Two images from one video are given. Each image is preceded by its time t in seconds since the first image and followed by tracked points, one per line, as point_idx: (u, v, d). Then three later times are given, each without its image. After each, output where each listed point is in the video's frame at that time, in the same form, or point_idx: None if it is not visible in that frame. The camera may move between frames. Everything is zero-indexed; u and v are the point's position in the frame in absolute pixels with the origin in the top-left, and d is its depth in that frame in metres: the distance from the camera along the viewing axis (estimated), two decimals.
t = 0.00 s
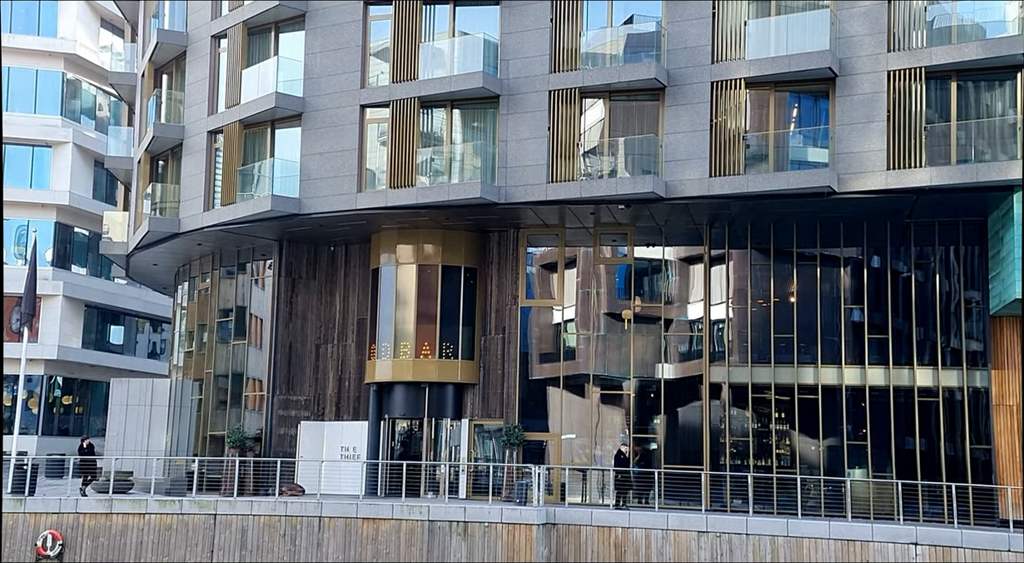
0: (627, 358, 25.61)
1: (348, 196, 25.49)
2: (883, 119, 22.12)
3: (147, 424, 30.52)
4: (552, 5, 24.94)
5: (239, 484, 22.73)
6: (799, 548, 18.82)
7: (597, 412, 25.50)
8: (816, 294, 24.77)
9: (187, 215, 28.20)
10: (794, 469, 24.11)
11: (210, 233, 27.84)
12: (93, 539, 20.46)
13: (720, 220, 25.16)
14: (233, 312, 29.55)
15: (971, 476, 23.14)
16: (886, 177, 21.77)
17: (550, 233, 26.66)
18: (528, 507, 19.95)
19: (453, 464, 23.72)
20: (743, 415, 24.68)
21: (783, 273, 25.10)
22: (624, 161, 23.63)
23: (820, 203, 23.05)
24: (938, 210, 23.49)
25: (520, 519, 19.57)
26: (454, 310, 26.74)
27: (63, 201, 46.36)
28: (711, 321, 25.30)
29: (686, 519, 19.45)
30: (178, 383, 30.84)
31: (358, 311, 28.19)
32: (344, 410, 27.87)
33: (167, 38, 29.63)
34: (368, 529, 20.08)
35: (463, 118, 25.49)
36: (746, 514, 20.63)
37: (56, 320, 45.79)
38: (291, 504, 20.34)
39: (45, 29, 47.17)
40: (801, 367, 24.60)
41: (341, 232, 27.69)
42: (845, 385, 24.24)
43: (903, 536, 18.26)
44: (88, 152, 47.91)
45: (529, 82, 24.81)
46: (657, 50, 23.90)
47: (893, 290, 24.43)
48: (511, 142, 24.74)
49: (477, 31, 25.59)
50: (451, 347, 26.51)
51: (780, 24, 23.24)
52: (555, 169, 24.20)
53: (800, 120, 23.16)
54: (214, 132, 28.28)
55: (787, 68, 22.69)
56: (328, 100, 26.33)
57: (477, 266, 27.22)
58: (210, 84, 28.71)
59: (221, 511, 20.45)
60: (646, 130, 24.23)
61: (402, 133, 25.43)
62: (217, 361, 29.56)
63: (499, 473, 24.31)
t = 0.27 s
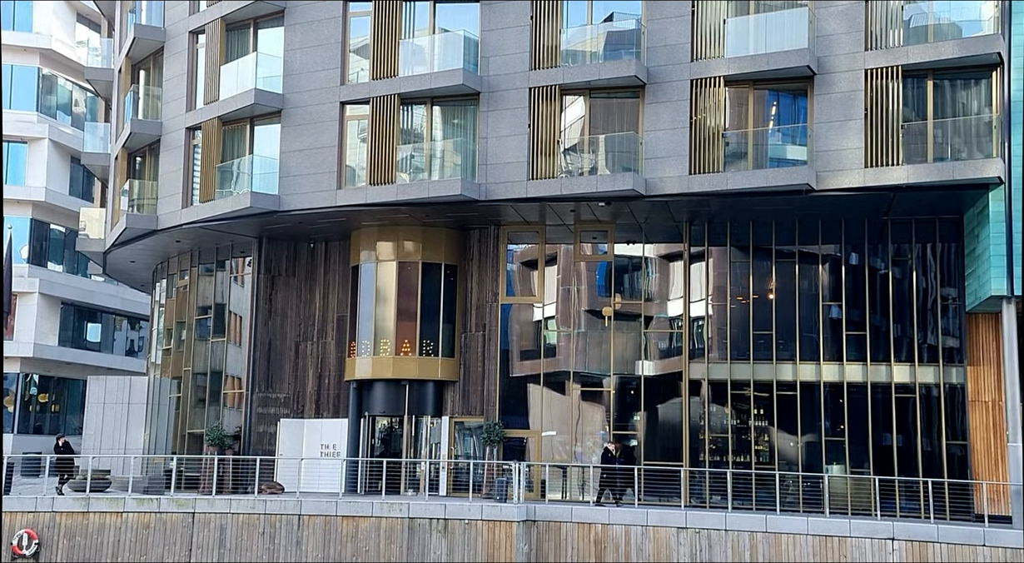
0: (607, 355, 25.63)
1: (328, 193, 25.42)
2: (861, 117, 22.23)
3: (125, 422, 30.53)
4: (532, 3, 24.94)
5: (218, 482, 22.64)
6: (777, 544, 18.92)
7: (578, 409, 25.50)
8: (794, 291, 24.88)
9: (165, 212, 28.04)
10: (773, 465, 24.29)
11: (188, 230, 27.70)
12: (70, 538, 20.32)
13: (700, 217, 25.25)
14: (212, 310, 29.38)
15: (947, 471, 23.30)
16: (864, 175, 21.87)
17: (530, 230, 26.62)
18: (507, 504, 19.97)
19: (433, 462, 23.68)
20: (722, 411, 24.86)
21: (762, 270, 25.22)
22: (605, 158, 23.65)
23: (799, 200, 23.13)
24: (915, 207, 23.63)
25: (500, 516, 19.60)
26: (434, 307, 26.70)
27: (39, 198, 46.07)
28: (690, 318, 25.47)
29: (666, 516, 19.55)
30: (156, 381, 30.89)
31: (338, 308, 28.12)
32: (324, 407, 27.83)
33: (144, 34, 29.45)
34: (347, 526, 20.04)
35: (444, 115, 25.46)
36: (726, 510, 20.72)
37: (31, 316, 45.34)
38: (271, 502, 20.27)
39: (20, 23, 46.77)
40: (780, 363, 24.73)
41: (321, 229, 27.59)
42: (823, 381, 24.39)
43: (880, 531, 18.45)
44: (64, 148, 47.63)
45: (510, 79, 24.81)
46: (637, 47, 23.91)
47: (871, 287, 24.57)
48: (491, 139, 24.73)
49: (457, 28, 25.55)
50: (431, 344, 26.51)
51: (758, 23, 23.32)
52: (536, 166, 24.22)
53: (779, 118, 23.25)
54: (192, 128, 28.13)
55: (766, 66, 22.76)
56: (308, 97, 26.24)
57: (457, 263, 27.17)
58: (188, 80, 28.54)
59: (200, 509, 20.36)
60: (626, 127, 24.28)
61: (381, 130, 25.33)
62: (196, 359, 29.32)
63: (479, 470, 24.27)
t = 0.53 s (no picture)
0: (590, 353, 25.67)
1: (310, 190, 25.34)
2: (842, 116, 22.30)
3: (104, 421, 29.12)
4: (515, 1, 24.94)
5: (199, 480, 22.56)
6: (757, 542, 19.01)
7: (560, 407, 25.50)
8: (776, 290, 24.99)
9: (146, 209, 27.88)
10: (754, 463, 24.36)
11: (169, 228, 27.57)
12: (49, 537, 20.17)
13: (682, 216, 25.31)
14: (193, 307, 29.28)
15: (926, 469, 23.42)
16: (845, 174, 21.95)
17: (513, 228, 26.65)
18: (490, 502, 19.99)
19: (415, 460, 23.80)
20: (704, 409, 24.93)
21: (743, 268, 25.31)
22: (588, 157, 23.66)
23: (780, 199, 23.23)
24: (896, 206, 23.75)
25: (482, 515, 19.64)
26: (417, 305, 26.65)
27: (18, 194, 45.76)
28: (673, 316, 25.51)
29: (648, 514, 19.61)
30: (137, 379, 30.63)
31: (320, 306, 28.07)
32: (306, 405, 27.74)
33: (125, 30, 29.29)
34: (329, 525, 19.99)
35: (427, 113, 25.41)
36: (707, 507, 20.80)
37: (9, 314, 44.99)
38: (252, 500, 20.22)
39: None
40: (761, 361, 24.83)
41: (304, 227, 27.52)
42: (804, 379, 24.48)
43: (859, 529, 18.51)
44: (43, 144, 47.29)
45: (493, 77, 24.80)
46: (619, 46, 23.98)
47: (851, 285, 24.68)
48: (474, 137, 24.72)
49: (440, 26, 25.48)
50: (414, 342, 26.45)
51: (741, 22, 23.40)
52: (519, 164, 24.18)
53: (761, 117, 23.32)
54: (173, 125, 28.00)
55: (748, 65, 22.83)
56: (290, 94, 26.16)
57: (440, 261, 27.15)
58: (169, 77, 28.40)
59: (180, 508, 20.27)
60: (609, 125, 24.31)
61: (364, 128, 25.30)
62: (177, 356, 29.33)
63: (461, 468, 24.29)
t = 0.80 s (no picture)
0: (574, 351, 25.69)
1: (293, 187, 25.26)
2: (824, 115, 22.35)
3: (85, 418, 30.32)
4: None
5: (181, 478, 22.48)
6: (739, 539, 19.08)
7: (544, 405, 25.52)
8: (758, 288, 25.12)
9: (127, 205, 27.74)
10: (736, 460, 24.45)
11: (151, 224, 27.43)
12: (28, 535, 20.00)
13: (665, 214, 25.34)
14: (176, 304, 29.14)
15: (906, 466, 23.52)
16: (827, 172, 22.01)
17: (497, 225, 26.64)
18: (472, 499, 19.98)
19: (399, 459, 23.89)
20: (686, 407, 25.04)
21: (726, 266, 25.43)
22: (572, 154, 23.71)
23: (763, 198, 23.37)
24: (877, 205, 23.87)
25: (465, 512, 19.61)
26: (400, 302, 26.57)
27: None
28: (656, 314, 25.55)
29: (630, 511, 19.64)
30: (118, 376, 30.50)
31: (304, 303, 28.03)
32: (289, 402, 27.68)
33: (106, 24, 29.15)
34: (312, 522, 19.95)
35: (411, 109, 25.36)
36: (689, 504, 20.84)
37: None
38: (234, 498, 20.15)
39: None
40: (744, 359, 24.93)
41: (287, 224, 27.46)
42: (786, 377, 24.58)
43: (840, 526, 18.53)
44: (23, 139, 47.00)
45: (477, 75, 24.79)
46: (603, 44, 24.01)
47: (833, 283, 24.80)
48: (458, 134, 24.68)
49: (424, 22, 25.37)
50: (397, 340, 26.38)
51: (724, 21, 23.43)
52: (504, 162, 24.17)
53: (744, 116, 23.36)
54: (155, 120, 27.89)
55: (731, 64, 22.87)
56: (273, 90, 26.07)
57: (423, 258, 27.10)
58: (152, 72, 28.27)
59: (161, 505, 20.20)
60: (592, 123, 24.33)
61: (347, 124, 25.23)
62: (158, 353, 29.07)
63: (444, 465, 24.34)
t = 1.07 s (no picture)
0: (557, 348, 25.72)
1: (276, 183, 25.17)
2: (807, 114, 22.42)
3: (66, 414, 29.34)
4: None
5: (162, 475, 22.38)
6: (720, 536, 19.16)
7: (527, 402, 25.57)
8: (740, 286, 25.21)
9: (108, 200, 27.57)
10: (717, 458, 24.53)
11: (132, 220, 27.27)
12: (6, 533, 19.94)
13: (649, 212, 25.39)
14: (157, 301, 28.99)
15: (887, 463, 23.67)
16: (809, 171, 22.08)
17: (480, 222, 26.62)
18: (455, 497, 19.93)
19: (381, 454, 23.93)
20: (669, 404, 25.03)
21: (709, 264, 25.49)
22: (556, 152, 23.70)
23: (746, 196, 23.44)
24: (859, 204, 23.97)
25: (448, 509, 19.53)
26: (383, 300, 26.55)
27: None
28: (639, 312, 25.59)
29: (612, 508, 19.66)
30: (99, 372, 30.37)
31: (286, 300, 27.88)
32: (271, 399, 27.58)
33: (87, 19, 28.97)
34: (294, 519, 19.89)
35: (395, 106, 25.34)
36: (671, 501, 20.90)
37: None
38: (215, 495, 20.05)
39: None
40: (726, 357, 25.00)
41: (270, 220, 27.35)
42: (768, 375, 24.67)
43: (821, 523, 18.63)
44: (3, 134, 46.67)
45: (461, 72, 24.77)
46: (587, 42, 24.02)
47: (815, 281, 24.91)
48: (442, 131, 24.66)
49: (408, 19, 25.39)
50: (380, 337, 26.35)
51: (707, 20, 23.50)
52: (487, 159, 24.20)
53: (727, 114, 23.48)
54: (136, 116, 27.74)
55: (714, 63, 22.93)
56: (256, 86, 25.97)
57: (407, 256, 27.08)
58: (133, 67, 28.13)
59: (142, 502, 20.12)
60: (576, 121, 24.33)
61: (331, 121, 25.19)
62: (140, 350, 28.95)
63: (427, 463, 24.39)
